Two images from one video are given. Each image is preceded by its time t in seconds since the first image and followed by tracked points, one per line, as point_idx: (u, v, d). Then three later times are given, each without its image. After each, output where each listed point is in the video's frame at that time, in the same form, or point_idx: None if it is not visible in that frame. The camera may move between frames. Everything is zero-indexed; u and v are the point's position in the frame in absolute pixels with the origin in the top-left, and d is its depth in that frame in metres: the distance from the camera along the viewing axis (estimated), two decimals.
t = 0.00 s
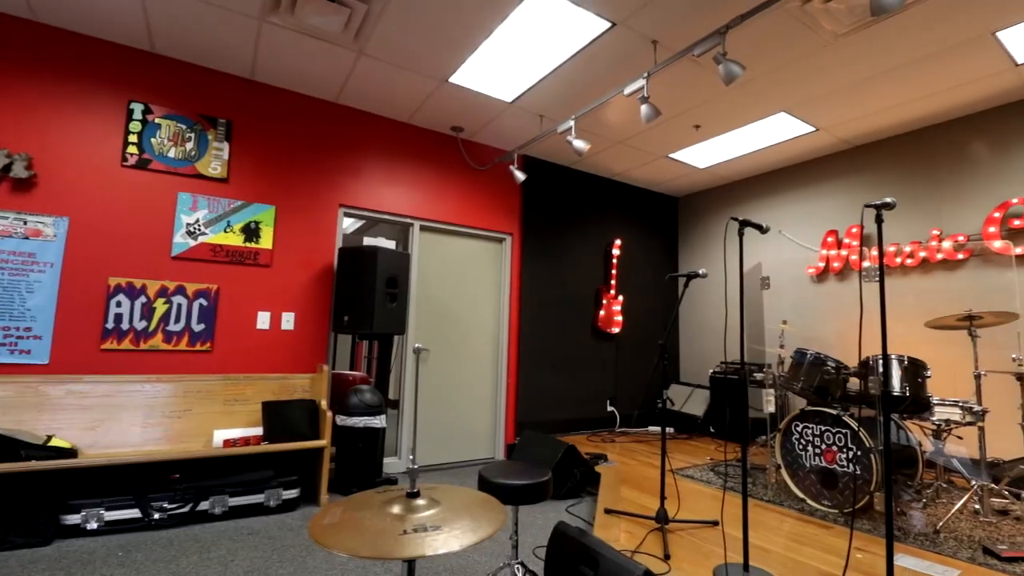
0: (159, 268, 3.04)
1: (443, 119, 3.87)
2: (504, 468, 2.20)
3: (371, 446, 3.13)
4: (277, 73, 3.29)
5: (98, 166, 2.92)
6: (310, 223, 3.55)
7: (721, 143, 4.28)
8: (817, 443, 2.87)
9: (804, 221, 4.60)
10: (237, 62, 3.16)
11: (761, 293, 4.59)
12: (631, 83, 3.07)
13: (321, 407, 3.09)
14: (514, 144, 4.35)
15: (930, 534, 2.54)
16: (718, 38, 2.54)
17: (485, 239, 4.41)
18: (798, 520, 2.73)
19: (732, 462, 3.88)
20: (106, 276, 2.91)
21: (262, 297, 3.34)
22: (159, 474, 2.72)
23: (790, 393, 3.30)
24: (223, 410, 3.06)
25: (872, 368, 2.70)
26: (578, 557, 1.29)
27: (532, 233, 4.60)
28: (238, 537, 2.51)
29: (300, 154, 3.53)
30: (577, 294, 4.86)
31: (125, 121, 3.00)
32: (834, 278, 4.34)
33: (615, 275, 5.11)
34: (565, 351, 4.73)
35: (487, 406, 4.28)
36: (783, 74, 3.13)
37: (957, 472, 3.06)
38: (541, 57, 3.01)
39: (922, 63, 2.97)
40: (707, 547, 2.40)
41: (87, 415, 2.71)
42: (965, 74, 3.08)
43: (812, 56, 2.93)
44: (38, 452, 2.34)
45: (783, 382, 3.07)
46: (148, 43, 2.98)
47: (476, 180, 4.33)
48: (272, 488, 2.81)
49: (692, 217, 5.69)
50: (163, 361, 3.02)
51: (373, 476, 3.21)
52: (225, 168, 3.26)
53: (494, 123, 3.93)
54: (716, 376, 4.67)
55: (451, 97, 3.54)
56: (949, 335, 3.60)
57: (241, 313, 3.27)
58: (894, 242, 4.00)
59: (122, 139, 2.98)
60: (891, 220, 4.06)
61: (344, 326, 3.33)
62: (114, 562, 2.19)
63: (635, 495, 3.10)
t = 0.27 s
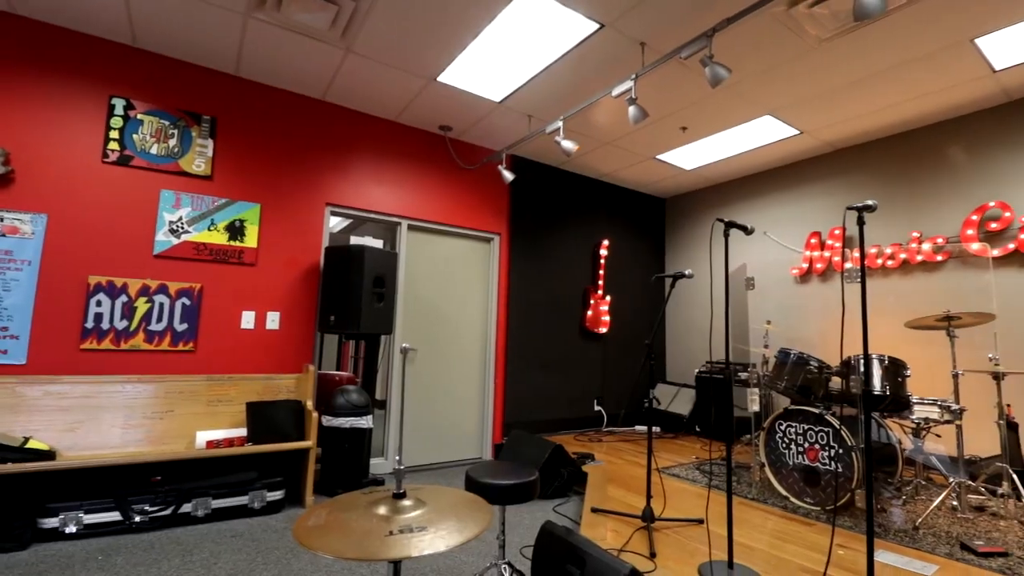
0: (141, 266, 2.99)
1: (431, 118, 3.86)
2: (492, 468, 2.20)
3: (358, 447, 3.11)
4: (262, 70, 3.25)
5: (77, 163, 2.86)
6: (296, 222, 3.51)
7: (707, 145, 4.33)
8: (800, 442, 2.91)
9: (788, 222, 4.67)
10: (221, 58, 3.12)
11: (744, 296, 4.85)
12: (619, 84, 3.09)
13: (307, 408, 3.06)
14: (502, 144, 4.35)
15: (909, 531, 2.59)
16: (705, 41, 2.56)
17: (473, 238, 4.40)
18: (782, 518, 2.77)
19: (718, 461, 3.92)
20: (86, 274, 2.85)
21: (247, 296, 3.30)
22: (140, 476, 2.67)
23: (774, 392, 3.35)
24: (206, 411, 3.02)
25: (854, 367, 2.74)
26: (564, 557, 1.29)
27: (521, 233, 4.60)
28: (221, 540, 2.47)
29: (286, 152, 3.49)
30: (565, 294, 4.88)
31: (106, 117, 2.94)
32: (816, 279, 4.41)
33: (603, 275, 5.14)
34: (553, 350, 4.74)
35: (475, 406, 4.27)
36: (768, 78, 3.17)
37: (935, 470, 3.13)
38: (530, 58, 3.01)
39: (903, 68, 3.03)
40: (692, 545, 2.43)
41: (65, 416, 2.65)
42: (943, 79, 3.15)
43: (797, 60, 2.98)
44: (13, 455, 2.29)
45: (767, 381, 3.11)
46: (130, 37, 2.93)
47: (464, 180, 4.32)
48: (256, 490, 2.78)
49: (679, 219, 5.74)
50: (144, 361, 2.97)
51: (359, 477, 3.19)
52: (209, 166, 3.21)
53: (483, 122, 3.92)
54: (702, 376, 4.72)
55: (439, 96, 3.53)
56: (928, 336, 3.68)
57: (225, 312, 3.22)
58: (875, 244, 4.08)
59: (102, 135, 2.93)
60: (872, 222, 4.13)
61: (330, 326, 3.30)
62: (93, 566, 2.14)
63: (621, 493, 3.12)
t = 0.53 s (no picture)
0: (123, 265, 2.93)
1: (419, 116, 3.84)
2: (479, 468, 2.20)
3: (344, 447, 3.09)
4: (248, 66, 3.21)
5: (57, 159, 2.80)
6: (282, 221, 3.48)
7: (694, 147, 4.37)
8: (784, 440, 2.95)
9: (773, 224, 4.73)
10: (206, 53, 3.07)
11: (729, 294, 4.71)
12: (608, 85, 3.10)
13: (292, 409, 3.03)
14: (491, 144, 4.35)
15: (890, 527, 2.65)
16: (692, 44, 2.59)
17: (462, 238, 4.39)
18: (766, 515, 2.80)
19: (703, 459, 3.96)
20: (65, 273, 2.79)
21: (232, 295, 3.26)
22: (121, 479, 2.62)
23: (758, 392, 3.40)
24: (190, 412, 2.97)
25: (836, 367, 2.79)
26: (552, 556, 1.29)
27: (509, 233, 4.60)
28: (204, 542, 2.44)
29: (272, 150, 3.46)
30: (553, 294, 4.89)
31: (86, 112, 2.88)
32: (800, 280, 4.47)
33: (591, 275, 5.16)
34: (541, 350, 4.75)
35: (463, 406, 4.26)
36: (754, 81, 3.21)
37: (915, 467, 3.19)
38: (519, 58, 3.01)
39: (885, 73, 3.09)
40: (678, 543, 2.45)
41: (44, 417, 2.60)
42: (924, 85, 3.22)
43: (783, 64, 3.02)
44: None
45: (752, 381, 3.15)
46: (113, 31, 2.87)
47: (453, 180, 4.31)
48: (241, 492, 2.74)
49: (666, 220, 5.79)
50: (125, 361, 2.91)
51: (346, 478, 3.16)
52: (193, 163, 3.16)
53: (471, 122, 3.91)
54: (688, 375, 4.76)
55: (427, 95, 3.51)
56: (908, 336, 3.75)
57: (208, 312, 3.18)
58: (857, 246, 4.15)
59: (83, 131, 2.87)
60: (854, 224, 4.21)
61: (316, 326, 3.27)
62: (72, 571, 2.10)
63: (608, 493, 3.13)
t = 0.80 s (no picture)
0: (102, 263, 2.88)
1: (407, 115, 3.82)
2: (466, 468, 2.19)
3: (330, 448, 3.06)
4: (233, 62, 3.17)
5: (35, 154, 2.73)
6: (267, 220, 3.43)
7: (681, 149, 4.41)
8: (767, 439, 2.99)
9: (758, 225, 4.79)
10: (189, 48, 3.02)
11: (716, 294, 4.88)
12: (596, 87, 3.12)
13: (277, 409, 3.00)
14: (479, 143, 4.34)
15: (870, 524, 2.70)
16: (679, 46, 2.61)
17: (450, 238, 4.38)
18: (750, 513, 2.84)
19: (689, 458, 3.99)
20: (43, 271, 2.72)
21: (215, 295, 3.21)
22: (100, 481, 2.57)
23: (742, 391, 3.44)
24: (172, 413, 2.92)
25: (819, 366, 2.84)
26: (538, 556, 1.30)
27: (497, 233, 4.60)
28: (186, 545, 2.40)
29: (257, 147, 3.41)
30: (540, 294, 4.90)
31: (66, 107, 2.82)
32: (784, 281, 4.54)
33: (578, 275, 5.18)
34: (528, 350, 4.76)
35: (450, 405, 4.25)
36: (740, 84, 3.25)
37: (895, 465, 3.25)
38: (507, 58, 3.01)
39: (866, 78, 3.14)
40: (663, 541, 2.47)
41: (20, 419, 2.53)
42: (904, 90, 3.28)
43: (768, 68, 3.06)
44: None
45: (736, 380, 3.19)
46: (93, 25, 2.81)
47: (440, 179, 4.29)
48: (224, 494, 2.70)
49: (652, 221, 5.83)
50: (105, 361, 2.86)
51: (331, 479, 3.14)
52: (175, 160, 3.11)
53: (460, 121, 3.90)
54: (674, 374, 4.81)
55: (415, 94, 3.49)
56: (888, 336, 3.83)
57: (191, 311, 3.13)
58: (839, 247, 4.22)
59: (61, 126, 2.80)
60: (836, 226, 4.28)
61: (302, 325, 3.24)
62: None
63: (594, 492, 3.15)
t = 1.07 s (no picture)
0: (80, 261, 2.81)
1: (394, 113, 3.80)
2: (452, 468, 2.19)
3: (314, 449, 3.03)
4: (216, 58, 3.12)
5: (10, 149, 2.66)
6: (251, 218, 3.39)
7: (667, 150, 4.45)
8: (750, 437, 3.03)
9: (742, 227, 4.85)
10: (172, 43, 2.97)
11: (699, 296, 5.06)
12: (583, 88, 3.13)
13: (260, 410, 2.96)
14: (467, 143, 4.33)
15: (850, 520, 2.75)
16: (665, 49, 2.63)
17: (436, 237, 4.36)
18: (734, 511, 2.88)
19: (673, 457, 4.03)
20: (18, 269, 2.66)
21: (197, 294, 3.16)
22: (78, 484, 2.51)
23: (726, 390, 3.48)
24: (152, 415, 2.87)
25: (800, 366, 2.89)
26: (524, 555, 1.30)
27: (484, 233, 4.60)
28: (166, 549, 2.36)
29: (241, 144, 3.36)
30: (528, 294, 4.91)
31: (43, 101, 2.75)
32: (768, 282, 4.60)
33: (565, 275, 5.20)
34: (515, 350, 4.76)
35: (436, 405, 4.23)
36: (725, 87, 3.29)
37: (874, 462, 3.32)
38: (495, 58, 3.01)
39: (848, 83, 3.20)
40: (648, 539, 2.48)
41: None
42: (884, 95, 3.35)
43: (753, 71, 3.10)
44: None
45: (720, 380, 3.23)
46: (72, 18, 2.75)
47: (427, 178, 4.28)
48: (205, 496, 2.66)
49: (639, 221, 5.88)
50: (82, 362, 2.79)
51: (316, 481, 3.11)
52: (157, 156, 3.05)
53: (447, 120, 3.89)
54: (659, 374, 4.85)
55: (402, 92, 3.47)
56: (868, 336, 3.91)
57: (172, 310, 3.07)
58: (821, 249, 4.29)
59: (38, 120, 2.74)
60: (818, 228, 4.35)
61: (286, 325, 3.20)
62: None
63: (580, 491, 3.16)
